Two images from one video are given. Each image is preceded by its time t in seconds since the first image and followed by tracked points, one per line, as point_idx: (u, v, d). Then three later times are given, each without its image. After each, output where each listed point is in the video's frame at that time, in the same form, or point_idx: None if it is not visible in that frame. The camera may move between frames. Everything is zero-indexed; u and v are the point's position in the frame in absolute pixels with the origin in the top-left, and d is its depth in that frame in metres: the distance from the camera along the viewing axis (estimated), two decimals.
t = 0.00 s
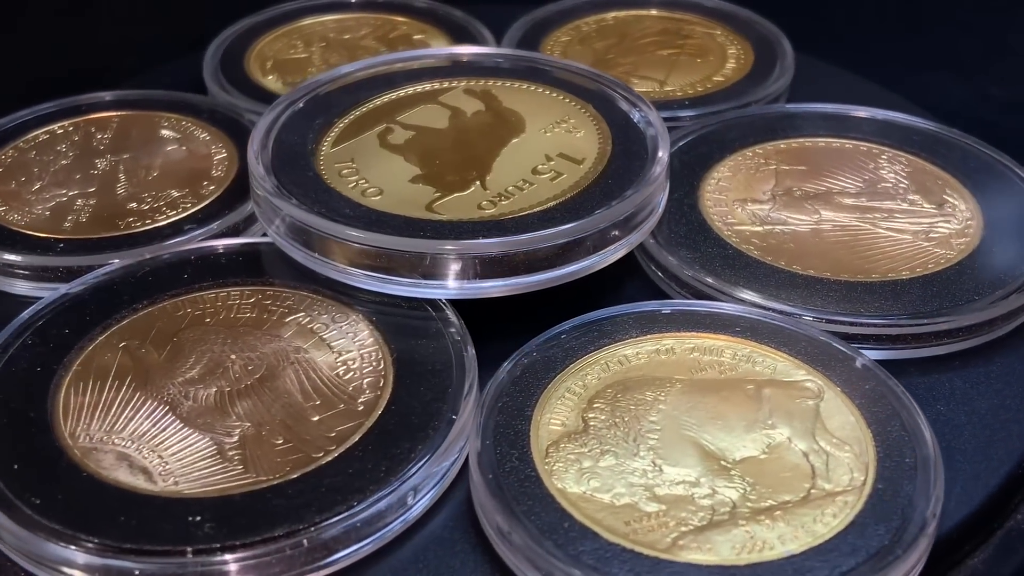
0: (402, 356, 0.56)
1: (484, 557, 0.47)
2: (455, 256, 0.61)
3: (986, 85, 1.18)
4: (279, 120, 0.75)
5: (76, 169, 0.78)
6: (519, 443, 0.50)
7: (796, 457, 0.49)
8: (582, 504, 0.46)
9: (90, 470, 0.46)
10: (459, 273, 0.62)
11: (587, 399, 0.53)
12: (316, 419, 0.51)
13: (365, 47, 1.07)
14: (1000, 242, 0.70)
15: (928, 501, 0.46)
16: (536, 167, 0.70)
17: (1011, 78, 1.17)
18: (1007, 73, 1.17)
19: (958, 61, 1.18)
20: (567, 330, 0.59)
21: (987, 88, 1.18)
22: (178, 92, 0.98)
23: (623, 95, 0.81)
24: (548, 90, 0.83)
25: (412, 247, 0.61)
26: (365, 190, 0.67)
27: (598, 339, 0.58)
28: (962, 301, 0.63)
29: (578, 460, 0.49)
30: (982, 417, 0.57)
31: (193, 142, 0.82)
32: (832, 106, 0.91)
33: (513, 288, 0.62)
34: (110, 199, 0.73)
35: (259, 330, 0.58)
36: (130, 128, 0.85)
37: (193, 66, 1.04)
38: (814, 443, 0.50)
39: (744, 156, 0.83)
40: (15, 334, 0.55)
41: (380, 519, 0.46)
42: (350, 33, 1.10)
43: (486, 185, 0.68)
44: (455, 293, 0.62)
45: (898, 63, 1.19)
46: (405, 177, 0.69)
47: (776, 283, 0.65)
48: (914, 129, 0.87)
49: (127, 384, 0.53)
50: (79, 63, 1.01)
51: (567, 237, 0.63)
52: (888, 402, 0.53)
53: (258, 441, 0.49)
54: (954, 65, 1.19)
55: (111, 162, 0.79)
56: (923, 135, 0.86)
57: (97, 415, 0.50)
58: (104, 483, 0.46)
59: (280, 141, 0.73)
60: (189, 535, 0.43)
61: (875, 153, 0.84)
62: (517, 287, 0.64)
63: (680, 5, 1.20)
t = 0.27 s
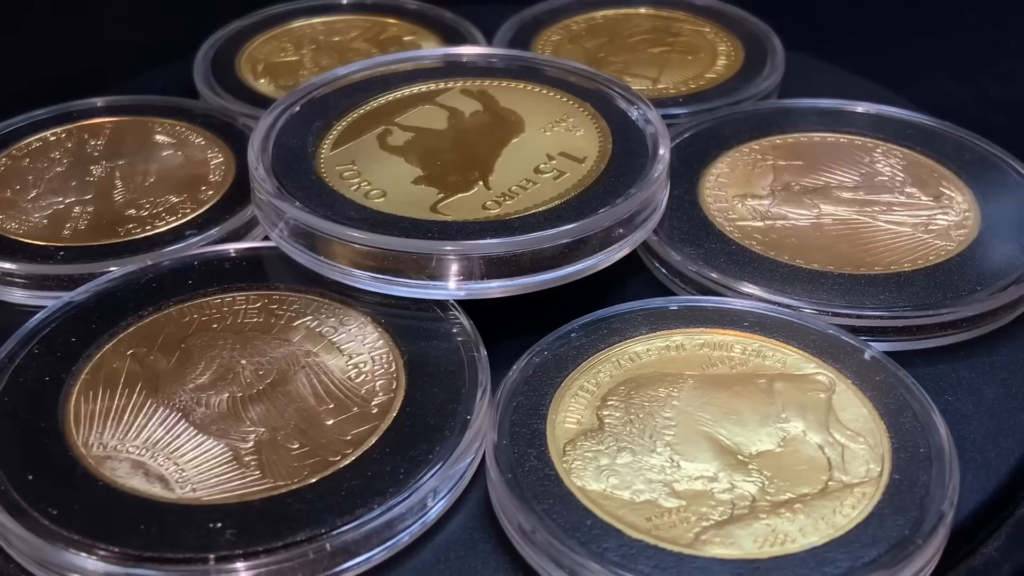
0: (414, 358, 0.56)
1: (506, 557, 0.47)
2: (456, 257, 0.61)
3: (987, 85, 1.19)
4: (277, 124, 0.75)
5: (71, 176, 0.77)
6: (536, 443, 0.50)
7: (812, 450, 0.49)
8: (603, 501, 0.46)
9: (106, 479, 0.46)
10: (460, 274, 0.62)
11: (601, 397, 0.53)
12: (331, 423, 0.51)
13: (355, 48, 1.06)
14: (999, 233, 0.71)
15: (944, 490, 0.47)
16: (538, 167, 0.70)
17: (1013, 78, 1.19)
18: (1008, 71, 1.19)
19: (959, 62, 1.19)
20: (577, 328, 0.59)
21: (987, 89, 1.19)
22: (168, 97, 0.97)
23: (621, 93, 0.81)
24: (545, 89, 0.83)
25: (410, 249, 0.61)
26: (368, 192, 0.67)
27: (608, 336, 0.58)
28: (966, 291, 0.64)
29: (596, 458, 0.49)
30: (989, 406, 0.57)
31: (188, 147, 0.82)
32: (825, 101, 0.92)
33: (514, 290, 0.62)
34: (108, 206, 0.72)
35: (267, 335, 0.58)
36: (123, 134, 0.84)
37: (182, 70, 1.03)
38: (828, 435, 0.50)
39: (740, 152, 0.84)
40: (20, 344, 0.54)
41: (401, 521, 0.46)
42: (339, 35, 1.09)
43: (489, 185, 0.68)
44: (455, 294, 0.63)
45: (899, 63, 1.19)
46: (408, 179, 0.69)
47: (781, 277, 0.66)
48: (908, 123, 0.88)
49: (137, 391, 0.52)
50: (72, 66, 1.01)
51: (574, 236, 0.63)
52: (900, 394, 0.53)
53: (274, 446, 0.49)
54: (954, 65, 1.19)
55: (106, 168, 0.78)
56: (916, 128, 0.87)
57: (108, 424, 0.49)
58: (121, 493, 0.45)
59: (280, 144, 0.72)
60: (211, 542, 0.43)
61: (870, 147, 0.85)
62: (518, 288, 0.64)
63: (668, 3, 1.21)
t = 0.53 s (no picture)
0: (425, 359, 0.56)
1: (527, 557, 0.47)
2: (456, 259, 0.61)
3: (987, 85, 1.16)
4: (276, 128, 0.74)
5: (66, 183, 0.76)
6: (553, 442, 0.50)
7: (827, 442, 0.50)
8: (623, 498, 0.46)
9: (123, 488, 0.45)
10: (460, 275, 0.62)
11: (614, 394, 0.54)
12: (346, 426, 0.50)
13: (346, 51, 1.05)
14: (997, 223, 0.72)
15: (960, 479, 0.47)
16: (540, 166, 0.70)
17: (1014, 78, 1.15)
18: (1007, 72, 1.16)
19: (959, 62, 1.17)
20: (586, 326, 0.59)
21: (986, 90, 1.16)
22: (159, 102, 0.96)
23: (618, 91, 0.81)
24: (541, 88, 0.83)
25: (420, 253, 0.61)
26: (371, 194, 0.67)
27: (618, 333, 0.58)
28: (967, 281, 0.65)
29: (613, 455, 0.49)
30: (995, 395, 0.58)
31: (184, 152, 0.81)
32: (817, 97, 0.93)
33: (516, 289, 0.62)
34: (106, 213, 0.71)
35: (276, 339, 0.57)
36: (117, 139, 0.83)
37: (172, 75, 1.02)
38: (841, 427, 0.51)
39: (736, 148, 0.85)
40: (26, 354, 0.54)
41: (421, 523, 0.46)
42: (328, 37, 1.08)
43: (493, 185, 0.68)
44: (455, 294, 0.62)
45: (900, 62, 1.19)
46: (410, 180, 0.69)
47: (785, 271, 0.66)
48: (901, 117, 0.89)
49: (148, 398, 0.52)
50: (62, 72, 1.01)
51: (580, 235, 0.64)
52: (910, 385, 0.54)
53: (290, 451, 0.49)
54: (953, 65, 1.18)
55: (101, 174, 0.77)
56: (909, 121, 0.88)
57: (121, 432, 0.49)
58: (140, 501, 0.45)
59: (279, 148, 0.72)
60: (233, 549, 0.43)
61: (865, 142, 0.86)
62: (518, 288, 0.63)
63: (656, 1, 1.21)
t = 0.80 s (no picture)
0: (437, 361, 0.56)
1: (548, 555, 0.47)
2: (456, 258, 0.61)
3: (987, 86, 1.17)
4: (274, 131, 0.74)
5: (61, 190, 0.75)
6: (571, 440, 0.50)
7: (842, 434, 0.50)
8: (644, 494, 0.46)
9: (141, 496, 0.45)
10: (461, 275, 0.62)
11: (628, 391, 0.54)
12: (362, 428, 0.50)
13: (336, 53, 1.05)
14: (993, 214, 0.73)
15: (975, 467, 0.48)
16: (542, 164, 0.70)
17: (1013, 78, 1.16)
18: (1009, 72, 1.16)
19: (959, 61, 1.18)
20: (596, 324, 0.59)
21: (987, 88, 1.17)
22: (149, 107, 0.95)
23: (615, 90, 0.82)
24: (538, 88, 0.83)
25: (438, 255, 0.61)
26: (374, 196, 0.67)
27: (628, 330, 0.59)
28: (969, 272, 0.66)
29: (631, 451, 0.49)
30: (1001, 384, 0.59)
31: (180, 157, 0.80)
32: (810, 93, 0.94)
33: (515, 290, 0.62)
34: (105, 219, 0.70)
35: (286, 344, 0.57)
36: (111, 146, 0.82)
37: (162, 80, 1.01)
38: (855, 419, 0.51)
39: (732, 144, 0.85)
40: (33, 363, 0.53)
41: (443, 524, 0.46)
42: (318, 40, 1.07)
43: (496, 185, 0.68)
44: (455, 294, 0.62)
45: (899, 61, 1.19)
46: (413, 181, 0.68)
47: (789, 266, 0.67)
48: (894, 112, 0.90)
49: (160, 405, 0.51)
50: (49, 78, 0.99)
51: (587, 232, 0.64)
52: (920, 376, 0.54)
53: (307, 455, 0.48)
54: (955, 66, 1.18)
55: (97, 181, 0.76)
56: (900, 116, 0.90)
57: (135, 440, 0.48)
58: (159, 509, 0.44)
59: (279, 151, 0.72)
60: (257, 554, 0.43)
61: (859, 136, 0.87)
62: (517, 289, 0.63)
63: None
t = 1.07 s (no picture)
0: (449, 362, 0.55)
1: (570, 554, 0.48)
2: (457, 259, 0.61)
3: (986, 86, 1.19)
4: (273, 134, 0.73)
5: (57, 196, 0.74)
6: (587, 438, 0.50)
7: (856, 426, 0.51)
8: (664, 489, 0.47)
9: (160, 504, 0.45)
10: (460, 276, 0.62)
11: (641, 388, 0.54)
12: (378, 431, 0.50)
13: (327, 55, 1.04)
14: (989, 203, 0.75)
15: (988, 455, 0.48)
16: (544, 163, 0.70)
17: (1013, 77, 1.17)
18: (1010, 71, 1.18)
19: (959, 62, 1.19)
20: (605, 321, 0.59)
21: (986, 89, 1.19)
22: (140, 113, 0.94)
23: (613, 88, 0.82)
24: (534, 87, 0.83)
25: (445, 256, 0.61)
26: (377, 198, 0.67)
27: (637, 327, 0.59)
28: (969, 262, 0.67)
29: (649, 447, 0.49)
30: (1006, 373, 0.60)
31: (175, 162, 0.79)
32: (802, 88, 0.95)
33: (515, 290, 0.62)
34: (103, 226, 0.69)
35: (295, 348, 0.57)
36: (105, 152, 0.81)
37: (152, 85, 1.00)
38: (867, 410, 0.52)
39: (728, 140, 0.86)
40: (41, 373, 0.52)
41: (464, 525, 0.46)
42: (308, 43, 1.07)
43: (499, 185, 0.68)
44: (455, 294, 0.62)
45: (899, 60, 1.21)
46: (415, 182, 0.68)
47: (793, 260, 0.67)
48: (886, 106, 0.92)
49: (172, 412, 0.51)
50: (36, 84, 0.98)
51: (593, 231, 0.64)
52: (929, 366, 0.55)
53: (325, 459, 0.48)
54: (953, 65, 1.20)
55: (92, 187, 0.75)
56: (892, 110, 0.91)
57: (149, 448, 0.48)
58: (178, 517, 0.44)
59: (279, 154, 0.71)
60: (281, 559, 0.42)
61: (853, 130, 0.88)
62: (517, 291, 0.63)
63: None
